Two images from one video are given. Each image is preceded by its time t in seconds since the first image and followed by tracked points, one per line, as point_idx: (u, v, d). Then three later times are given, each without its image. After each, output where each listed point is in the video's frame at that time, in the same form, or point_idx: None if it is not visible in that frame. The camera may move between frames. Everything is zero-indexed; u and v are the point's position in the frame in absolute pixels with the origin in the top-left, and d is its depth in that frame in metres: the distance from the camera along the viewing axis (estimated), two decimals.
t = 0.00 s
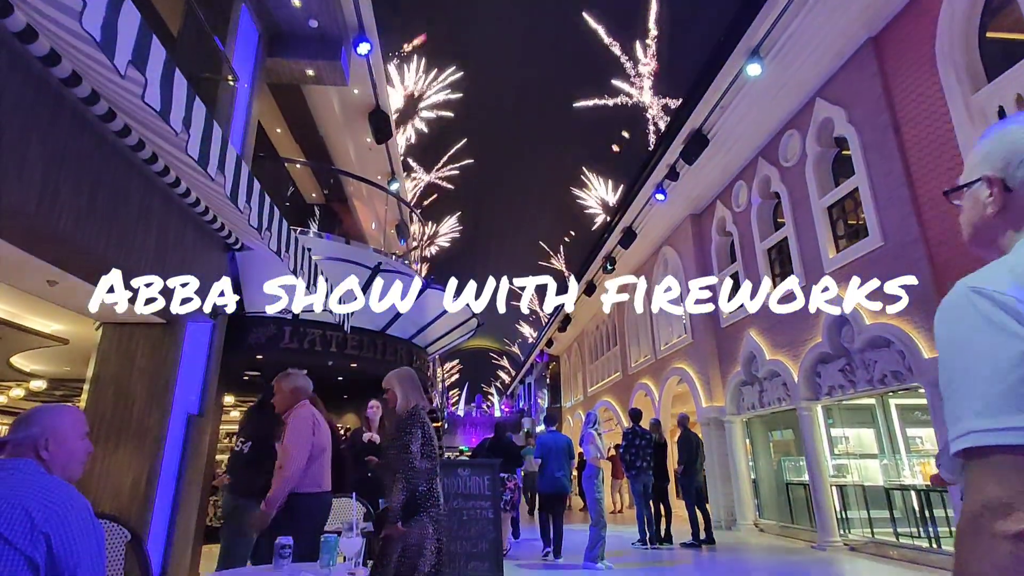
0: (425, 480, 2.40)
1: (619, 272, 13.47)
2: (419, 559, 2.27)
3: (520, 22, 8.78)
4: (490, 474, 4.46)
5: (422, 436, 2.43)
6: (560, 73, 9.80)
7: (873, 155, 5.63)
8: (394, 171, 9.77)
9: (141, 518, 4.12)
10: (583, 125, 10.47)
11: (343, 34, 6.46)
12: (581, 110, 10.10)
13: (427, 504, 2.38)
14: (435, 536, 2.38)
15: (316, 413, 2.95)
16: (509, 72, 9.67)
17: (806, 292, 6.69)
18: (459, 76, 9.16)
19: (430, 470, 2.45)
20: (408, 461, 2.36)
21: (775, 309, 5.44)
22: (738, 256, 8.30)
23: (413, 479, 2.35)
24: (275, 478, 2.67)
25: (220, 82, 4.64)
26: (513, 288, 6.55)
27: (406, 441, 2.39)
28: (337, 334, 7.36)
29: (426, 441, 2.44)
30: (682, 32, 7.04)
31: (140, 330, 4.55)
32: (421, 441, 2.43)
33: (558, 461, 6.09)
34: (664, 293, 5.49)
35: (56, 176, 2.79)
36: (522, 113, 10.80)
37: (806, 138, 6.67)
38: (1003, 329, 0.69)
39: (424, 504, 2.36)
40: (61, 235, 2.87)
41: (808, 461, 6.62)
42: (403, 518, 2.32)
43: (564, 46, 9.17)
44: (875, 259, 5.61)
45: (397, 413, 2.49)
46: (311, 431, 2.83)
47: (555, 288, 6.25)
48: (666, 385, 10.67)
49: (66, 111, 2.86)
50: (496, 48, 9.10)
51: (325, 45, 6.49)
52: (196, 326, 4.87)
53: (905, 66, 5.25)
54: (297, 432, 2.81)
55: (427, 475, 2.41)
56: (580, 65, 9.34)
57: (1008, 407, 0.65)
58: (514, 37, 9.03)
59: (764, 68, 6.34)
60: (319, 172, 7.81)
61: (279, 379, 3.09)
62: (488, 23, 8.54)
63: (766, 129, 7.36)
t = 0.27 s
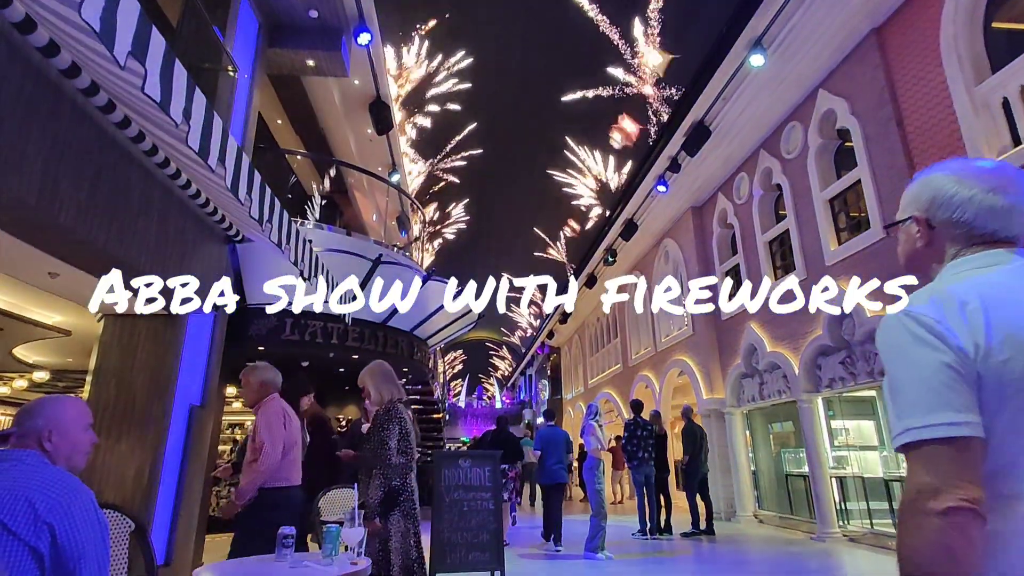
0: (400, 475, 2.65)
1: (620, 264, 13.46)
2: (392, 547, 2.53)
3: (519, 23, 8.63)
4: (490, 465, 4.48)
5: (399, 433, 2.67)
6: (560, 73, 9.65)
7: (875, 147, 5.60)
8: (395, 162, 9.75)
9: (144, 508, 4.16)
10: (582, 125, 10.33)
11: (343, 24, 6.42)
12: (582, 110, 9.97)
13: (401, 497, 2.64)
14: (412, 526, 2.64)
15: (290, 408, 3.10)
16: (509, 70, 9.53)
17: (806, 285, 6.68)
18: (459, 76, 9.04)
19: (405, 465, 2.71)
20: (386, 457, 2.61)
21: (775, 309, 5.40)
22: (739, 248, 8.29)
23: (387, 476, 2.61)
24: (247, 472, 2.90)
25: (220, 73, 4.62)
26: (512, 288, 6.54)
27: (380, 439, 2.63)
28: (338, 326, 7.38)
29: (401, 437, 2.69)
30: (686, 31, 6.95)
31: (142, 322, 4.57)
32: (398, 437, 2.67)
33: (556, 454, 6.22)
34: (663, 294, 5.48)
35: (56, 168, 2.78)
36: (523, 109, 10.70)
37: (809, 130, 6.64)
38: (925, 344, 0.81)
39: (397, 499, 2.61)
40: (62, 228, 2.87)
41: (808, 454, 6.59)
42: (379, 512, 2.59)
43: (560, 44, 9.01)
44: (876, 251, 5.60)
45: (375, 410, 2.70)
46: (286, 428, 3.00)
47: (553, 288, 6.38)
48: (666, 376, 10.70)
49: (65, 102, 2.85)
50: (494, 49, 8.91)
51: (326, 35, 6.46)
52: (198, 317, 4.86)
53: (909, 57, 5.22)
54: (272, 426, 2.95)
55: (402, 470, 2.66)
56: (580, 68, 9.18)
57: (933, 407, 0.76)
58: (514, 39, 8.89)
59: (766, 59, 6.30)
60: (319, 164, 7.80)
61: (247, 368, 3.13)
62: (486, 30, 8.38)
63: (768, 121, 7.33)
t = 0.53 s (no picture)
0: (370, 470, 2.69)
1: (620, 260, 13.44)
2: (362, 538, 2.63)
3: (515, 31, 8.58)
4: (490, 461, 4.50)
5: (369, 430, 2.67)
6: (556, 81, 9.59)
7: (876, 142, 5.59)
8: (395, 158, 9.71)
9: (146, 503, 4.18)
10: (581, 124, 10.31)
11: (343, 19, 6.40)
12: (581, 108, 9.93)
13: (371, 491, 2.70)
14: (382, 517, 2.72)
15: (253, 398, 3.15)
16: (508, 69, 9.48)
17: (807, 280, 6.68)
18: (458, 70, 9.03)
19: (376, 460, 2.73)
20: (353, 454, 2.62)
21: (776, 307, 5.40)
22: (740, 243, 8.29)
23: (356, 472, 2.64)
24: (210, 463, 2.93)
25: (220, 69, 4.61)
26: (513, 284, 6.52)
27: (349, 436, 2.64)
28: (338, 322, 7.38)
29: (371, 432, 2.69)
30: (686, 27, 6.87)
31: (144, 318, 4.58)
32: (367, 434, 2.67)
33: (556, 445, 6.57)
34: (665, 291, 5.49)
35: (57, 165, 2.78)
36: (522, 110, 10.66)
37: (810, 125, 6.62)
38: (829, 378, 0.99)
39: (369, 492, 2.69)
40: (63, 224, 2.87)
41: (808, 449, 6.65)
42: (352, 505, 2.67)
43: (557, 51, 8.96)
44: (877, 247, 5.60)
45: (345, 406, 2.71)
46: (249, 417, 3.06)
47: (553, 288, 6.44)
48: (666, 372, 10.71)
49: (65, 99, 2.84)
50: (490, 50, 8.85)
51: (325, 30, 6.44)
52: (198, 313, 4.85)
53: (911, 52, 5.20)
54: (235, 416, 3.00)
55: (372, 465, 2.69)
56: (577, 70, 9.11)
57: (827, 429, 0.95)
58: (511, 43, 8.83)
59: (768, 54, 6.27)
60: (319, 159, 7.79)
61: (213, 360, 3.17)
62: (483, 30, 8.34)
63: (769, 117, 7.31)
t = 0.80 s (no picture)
0: (345, 469, 2.72)
1: (620, 259, 13.43)
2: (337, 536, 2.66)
3: (513, 30, 8.61)
4: (490, 460, 4.51)
5: (340, 428, 2.71)
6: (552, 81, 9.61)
7: (875, 141, 5.60)
8: (394, 157, 9.71)
9: (145, 503, 4.18)
10: (577, 123, 10.33)
11: (342, 18, 6.39)
12: (578, 109, 9.94)
13: (346, 490, 2.72)
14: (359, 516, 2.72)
15: (216, 399, 3.31)
16: (507, 69, 9.49)
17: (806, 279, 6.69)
18: (456, 70, 9.04)
19: (353, 458, 2.76)
20: (323, 451, 2.68)
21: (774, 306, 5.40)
22: (739, 242, 8.29)
23: (331, 470, 2.68)
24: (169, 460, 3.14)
25: (219, 68, 4.61)
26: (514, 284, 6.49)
27: (321, 436, 2.69)
28: (338, 321, 7.38)
29: (343, 430, 2.73)
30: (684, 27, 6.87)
31: (143, 317, 4.58)
32: (339, 431, 2.71)
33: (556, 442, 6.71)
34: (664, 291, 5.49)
35: (55, 164, 2.78)
36: (521, 108, 10.67)
37: (809, 124, 6.62)
38: (753, 384, 1.16)
39: (346, 491, 2.70)
40: (61, 224, 2.87)
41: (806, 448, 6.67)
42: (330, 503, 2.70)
43: (553, 52, 8.98)
44: (875, 246, 5.61)
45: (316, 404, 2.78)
46: (207, 418, 3.22)
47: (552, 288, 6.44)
48: (665, 371, 10.72)
49: (64, 98, 2.84)
50: (488, 49, 8.88)
51: (324, 30, 6.43)
52: (197, 313, 4.85)
53: (909, 51, 5.20)
54: (194, 417, 3.18)
55: (346, 463, 2.72)
56: (572, 70, 9.14)
57: (747, 426, 1.13)
58: (509, 42, 8.86)
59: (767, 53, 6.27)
60: (318, 158, 7.78)
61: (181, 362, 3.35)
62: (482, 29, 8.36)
63: (768, 116, 7.30)
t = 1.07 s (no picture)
0: (315, 480, 2.53)
1: (618, 261, 13.44)
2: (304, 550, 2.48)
3: (511, 33, 8.59)
4: (489, 463, 4.52)
5: (310, 436, 2.54)
6: (551, 84, 9.60)
7: (873, 143, 5.61)
8: (392, 160, 9.71)
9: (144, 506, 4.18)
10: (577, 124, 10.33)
11: (340, 21, 6.38)
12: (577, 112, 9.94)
13: (316, 502, 2.53)
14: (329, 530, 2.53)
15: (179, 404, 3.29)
16: (506, 70, 9.46)
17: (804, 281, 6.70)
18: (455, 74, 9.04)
19: (322, 468, 2.57)
20: (291, 460, 2.52)
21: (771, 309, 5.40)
22: (737, 244, 8.30)
23: (298, 479, 2.51)
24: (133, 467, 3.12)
25: (216, 71, 4.61)
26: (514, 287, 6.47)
27: (291, 443, 2.54)
28: (336, 324, 7.38)
29: (314, 438, 2.56)
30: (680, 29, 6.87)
31: (141, 321, 4.57)
32: (309, 439, 2.54)
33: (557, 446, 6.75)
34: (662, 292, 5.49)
35: (53, 168, 2.78)
36: (519, 112, 10.65)
37: (806, 126, 6.63)
38: (717, 392, 1.32)
39: (313, 501, 2.52)
40: (58, 227, 2.87)
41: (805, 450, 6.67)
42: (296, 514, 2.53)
43: (551, 56, 9.00)
44: (873, 248, 5.62)
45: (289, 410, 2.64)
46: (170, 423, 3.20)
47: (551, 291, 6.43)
48: (664, 373, 10.72)
49: (61, 102, 2.84)
50: (487, 53, 8.86)
51: (322, 33, 6.44)
52: (195, 317, 4.84)
53: (906, 53, 5.21)
54: (155, 422, 3.16)
55: (315, 473, 2.53)
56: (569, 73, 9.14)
57: (710, 429, 1.29)
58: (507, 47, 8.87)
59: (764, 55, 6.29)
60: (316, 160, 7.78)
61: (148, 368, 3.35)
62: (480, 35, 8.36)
63: (766, 118, 7.32)
